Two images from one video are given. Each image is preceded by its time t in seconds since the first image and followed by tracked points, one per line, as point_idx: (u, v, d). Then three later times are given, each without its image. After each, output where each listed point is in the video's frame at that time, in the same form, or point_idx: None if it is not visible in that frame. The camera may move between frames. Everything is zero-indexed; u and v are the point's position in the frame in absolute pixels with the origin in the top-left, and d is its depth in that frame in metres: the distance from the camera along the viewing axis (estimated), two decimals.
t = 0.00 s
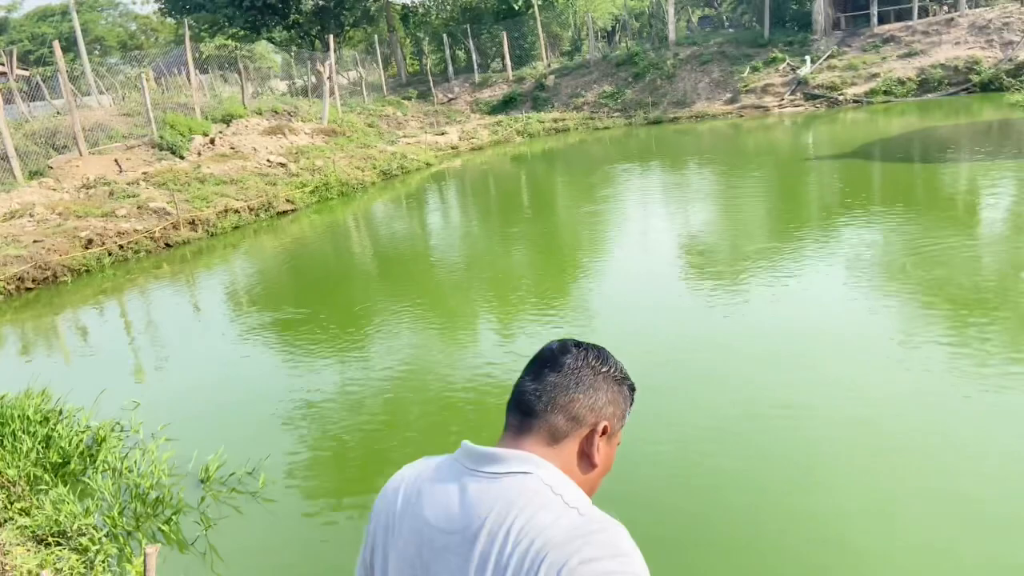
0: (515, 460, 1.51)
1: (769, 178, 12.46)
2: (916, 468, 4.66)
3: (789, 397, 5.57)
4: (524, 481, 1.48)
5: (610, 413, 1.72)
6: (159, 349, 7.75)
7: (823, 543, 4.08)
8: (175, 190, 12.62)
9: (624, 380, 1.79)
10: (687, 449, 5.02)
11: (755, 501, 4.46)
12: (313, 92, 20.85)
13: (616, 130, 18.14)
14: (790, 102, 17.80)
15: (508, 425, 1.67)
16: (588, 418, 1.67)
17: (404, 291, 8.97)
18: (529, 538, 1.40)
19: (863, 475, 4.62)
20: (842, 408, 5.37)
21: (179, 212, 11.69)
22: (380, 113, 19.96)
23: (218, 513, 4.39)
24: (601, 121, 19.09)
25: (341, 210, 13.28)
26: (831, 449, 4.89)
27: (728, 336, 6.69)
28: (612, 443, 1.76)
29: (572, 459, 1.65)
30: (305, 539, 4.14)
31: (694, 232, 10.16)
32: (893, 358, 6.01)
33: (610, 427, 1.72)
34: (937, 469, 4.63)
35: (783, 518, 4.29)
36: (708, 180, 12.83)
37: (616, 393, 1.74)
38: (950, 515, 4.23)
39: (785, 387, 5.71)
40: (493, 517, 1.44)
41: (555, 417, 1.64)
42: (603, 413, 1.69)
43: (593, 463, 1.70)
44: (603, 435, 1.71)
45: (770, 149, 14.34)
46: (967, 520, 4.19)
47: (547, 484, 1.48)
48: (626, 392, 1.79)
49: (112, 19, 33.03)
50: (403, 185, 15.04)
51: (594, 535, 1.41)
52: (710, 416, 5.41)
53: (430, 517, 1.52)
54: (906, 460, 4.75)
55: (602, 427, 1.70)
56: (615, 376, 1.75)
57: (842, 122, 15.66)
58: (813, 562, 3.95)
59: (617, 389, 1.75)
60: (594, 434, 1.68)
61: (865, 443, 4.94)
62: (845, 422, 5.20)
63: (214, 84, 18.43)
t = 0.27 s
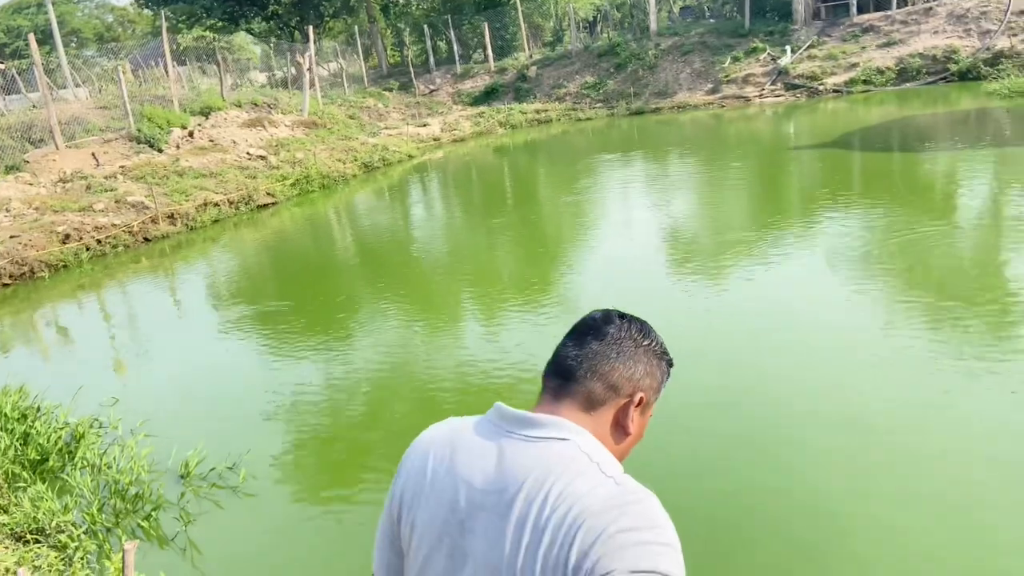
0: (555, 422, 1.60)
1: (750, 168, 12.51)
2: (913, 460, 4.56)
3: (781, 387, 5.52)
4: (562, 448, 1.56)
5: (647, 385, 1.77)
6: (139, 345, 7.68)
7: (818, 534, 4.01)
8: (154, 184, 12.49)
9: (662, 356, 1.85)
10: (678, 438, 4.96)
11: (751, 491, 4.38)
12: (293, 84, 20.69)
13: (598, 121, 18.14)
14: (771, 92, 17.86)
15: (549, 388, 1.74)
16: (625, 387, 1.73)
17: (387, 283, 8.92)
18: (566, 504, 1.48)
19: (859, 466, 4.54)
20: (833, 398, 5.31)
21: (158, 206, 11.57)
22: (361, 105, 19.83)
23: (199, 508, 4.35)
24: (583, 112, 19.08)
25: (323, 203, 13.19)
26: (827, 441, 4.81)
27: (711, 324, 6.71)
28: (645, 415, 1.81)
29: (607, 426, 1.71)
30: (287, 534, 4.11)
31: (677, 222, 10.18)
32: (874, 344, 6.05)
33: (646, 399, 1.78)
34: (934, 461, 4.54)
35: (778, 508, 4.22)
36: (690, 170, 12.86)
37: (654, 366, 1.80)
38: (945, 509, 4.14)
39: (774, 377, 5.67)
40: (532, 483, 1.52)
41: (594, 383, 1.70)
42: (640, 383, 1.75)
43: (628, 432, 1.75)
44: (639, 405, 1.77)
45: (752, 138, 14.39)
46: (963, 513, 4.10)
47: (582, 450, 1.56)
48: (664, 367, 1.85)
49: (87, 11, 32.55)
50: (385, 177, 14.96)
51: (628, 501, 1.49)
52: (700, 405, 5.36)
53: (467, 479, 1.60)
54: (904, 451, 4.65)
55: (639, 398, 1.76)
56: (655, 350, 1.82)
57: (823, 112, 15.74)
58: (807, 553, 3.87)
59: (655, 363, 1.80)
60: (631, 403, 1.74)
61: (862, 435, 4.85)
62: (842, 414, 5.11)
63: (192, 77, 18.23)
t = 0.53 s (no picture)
0: (549, 432, 1.59)
1: (735, 159, 12.55)
2: (909, 458, 4.51)
3: (773, 382, 5.50)
4: (546, 456, 1.56)
5: (650, 405, 1.71)
6: (123, 341, 7.62)
7: (812, 534, 3.97)
8: (136, 178, 12.40)
9: (670, 377, 1.77)
10: (671, 435, 4.93)
11: (745, 490, 4.34)
12: (276, 77, 20.57)
13: (583, 113, 18.14)
14: (754, 84, 17.93)
15: (551, 401, 1.72)
16: (624, 404, 1.68)
17: (372, 277, 8.91)
18: (536, 511, 1.48)
19: (856, 465, 4.49)
20: (825, 393, 5.30)
21: (140, 201, 11.49)
22: (346, 98, 19.74)
23: (182, 505, 4.32)
24: (568, 104, 19.09)
25: (308, 196, 13.14)
26: (824, 441, 4.76)
27: (696, 315, 6.75)
28: (648, 434, 1.75)
29: (602, 442, 1.67)
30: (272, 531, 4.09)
31: (663, 214, 10.20)
32: (859, 335, 6.09)
33: (647, 417, 1.72)
34: (930, 460, 4.49)
35: (773, 508, 4.18)
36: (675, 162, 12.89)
37: (659, 387, 1.73)
38: (942, 508, 4.09)
39: (764, 371, 5.66)
40: (509, 486, 1.54)
41: (593, 397, 1.67)
42: (640, 403, 1.69)
43: (626, 449, 1.71)
44: (641, 424, 1.71)
45: (736, 130, 14.44)
46: (960, 513, 4.05)
47: (567, 461, 1.56)
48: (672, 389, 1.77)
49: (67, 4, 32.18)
50: (370, 170, 14.91)
51: (597, 517, 1.47)
52: (693, 401, 5.33)
53: (456, 475, 1.63)
54: (901, 450, 4.60)
55: (641, 417, 1.70)
56: (662, 370, 1.75)
57: (806, 103, 15.80)
58: (801, 554, 3.84)
59: (661, 384, 1.74)
60: (631, 422, 1.69)
61: (858, 434, 4.81)
62: (837, 412, 5.07)
63: (174, 71, 18.11)
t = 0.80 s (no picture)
0: (511, 409, 1.54)
1: (723, 150, 12.57)
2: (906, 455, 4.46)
3: (768, 376, 5.46)
4: (500, 428, 1.49)
5: (620, 407, 1.61)
6: (109, 335, 7.57)
7: (804, 537, 3.89)
8: (121, 172, 12.30)
9: (650, 387, 1.67)
10: (665, 428, 4.89)
11: (739, 490, 4.26)
12: (263, 70, 20.45)
13: (572, 104, 18.12)
14: (742, 74, 17.95)
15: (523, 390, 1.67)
16: (592, 399, 1.59)
17: (360, 270, 8.88)
18: (468, 474, 1.40)
19: (853, 465, 4.41)
20: (819, 386, 5.27)
21: (125, 195, 11.40)
22: (333, 90, 19.64)
23: (168, 498, 4.32)
24: (556, 96, 19.06)
25: (295, 189, 13.06)
26: (823, 439, 4.68)
27: (684, 307, 6.75)
28: (616, 439, 1.64)
29: (563, 433, 1.57)
30: (259, 523, 4.09)
31: (651, 206, 10.18)
32: (847, 325, 6.11)
33: (614, 419, 1.61)
34: (928, 457, 4.42)
35: (765, 509, 4.10)
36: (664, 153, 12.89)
37: (634, 393, 1.63)
38: (940, 510, 4.02)
39: (757, 364, 5.64)
40: (455, 451, 1.47)
41: (564, 387, 1.60)
42: (608, 400, 1.60)
43: (589, 448, 1.60)
44: (609, 426, 1.61)
45: (724, 121, 14.46)
46: (958, 515, 3.97)
47: (520, 436, 1.47)
48: (648, 399, 1.66)
49: None
50: (358, 163, 14.85)
51: (528, 488, 1.36)
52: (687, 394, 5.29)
53: (428, 440, 1.60)
54: (899, 448, 4.53)
55: (609, 417, 1.60)
56: (640, 377, 1.65)
57: (794, 94, 15.82)
58: (791, 558, 3.75)
59: (637, 390, 1.64)
60: (597, 419, 1.59)
61: (856, 431, 4.74)
62: (835, 408, 5.00)
63: (160, 63, 17.97)
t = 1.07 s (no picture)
0: (491, 377, 1.53)
1: (716, 139, 12.56)
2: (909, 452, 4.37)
3: (762, 363, 5.45)
4: (472, 393, 1.45)
5: (597, 389, 1.59)
6: (102, 327, 7.55)
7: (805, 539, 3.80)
8: (112, 163, 12.25)
9: (630, 375, 1.64)
10: (664, 421, 4.86)
11: (738, 490, 4.18)
12: (254, 60, 20.36)
13: (564, 94, 18.09)
14: (735, 64, 17.94)
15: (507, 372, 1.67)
16: (570, 377, 1.58)
17: (353, 261, 8.87)
18: (441, 420, 1.38)
19: (856, 463, 4.32)
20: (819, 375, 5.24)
21: (116, 186, 11.35)
22: (325, 80, 19.57)
23: (159, 489, 4.32)
24: (549, 85, 19.03)
25: (287, 180, 13.03)
26: (825, 437, 4.59)
27: (676, 296, 6.76)
28: (592, 423, 1.60)
29: (540, 410, 1.55)
30: (250, 513, 4.10)
31: (644, 195, 10.18)
32: (841, 312, 6.12)
33: (590, 400, 1.59)
34: (933, 455, 4.33)
35: (765, 510, 4.01)
36: (657, 142, 12.88)
37: (612, 376, 1.61)
38: (943, 510, 3.92)
39: (751, 350, 5.64)
40: (434, 406, 1.45)
41: (545, 366, 1.60)
42: (585, 381, 1.58)
43: (564, 426, 1.57)
44: (585, 407, 1.58)
45: (717, 110, 14.45)
46: (962, 515, 3.87)
47: (491, 401, 1.44)
48: (626, 384, 1.63)
49: None
50: (350, 154, 14.81)
51: (490, 441, 1.31)
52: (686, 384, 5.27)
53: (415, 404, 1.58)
54: (902, 446, 4.43)
55: (585, 397, 1.58)
56: (620, 362, 1.63)
57: (787, 83, 15.81)
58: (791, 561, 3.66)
59: (615, 374, 1.61)
60: (572, 398, 1.57)
61: (858, 428, 4.66)
62: (837, 403, 4.92)
63: (150, 54, 17.87)
